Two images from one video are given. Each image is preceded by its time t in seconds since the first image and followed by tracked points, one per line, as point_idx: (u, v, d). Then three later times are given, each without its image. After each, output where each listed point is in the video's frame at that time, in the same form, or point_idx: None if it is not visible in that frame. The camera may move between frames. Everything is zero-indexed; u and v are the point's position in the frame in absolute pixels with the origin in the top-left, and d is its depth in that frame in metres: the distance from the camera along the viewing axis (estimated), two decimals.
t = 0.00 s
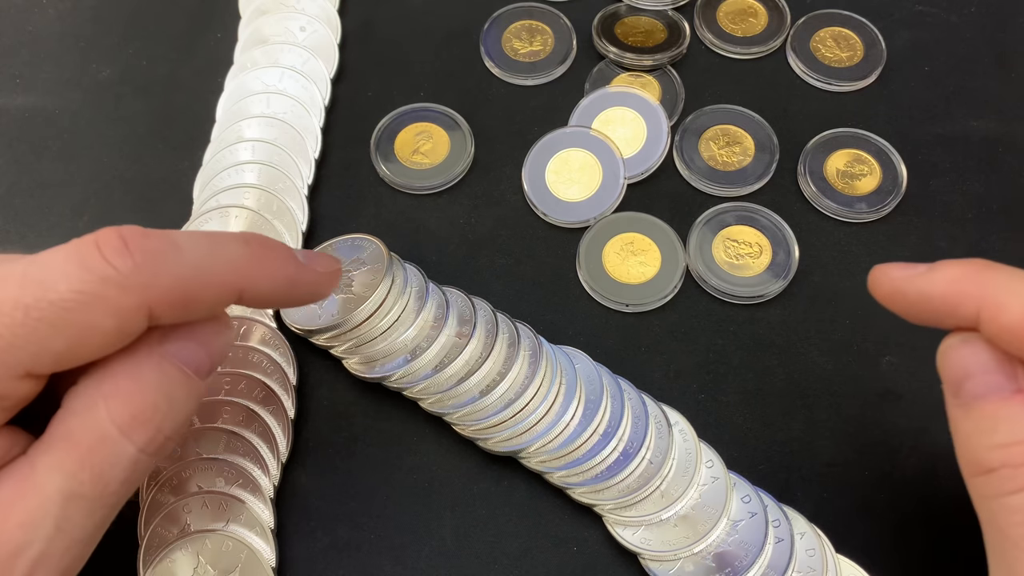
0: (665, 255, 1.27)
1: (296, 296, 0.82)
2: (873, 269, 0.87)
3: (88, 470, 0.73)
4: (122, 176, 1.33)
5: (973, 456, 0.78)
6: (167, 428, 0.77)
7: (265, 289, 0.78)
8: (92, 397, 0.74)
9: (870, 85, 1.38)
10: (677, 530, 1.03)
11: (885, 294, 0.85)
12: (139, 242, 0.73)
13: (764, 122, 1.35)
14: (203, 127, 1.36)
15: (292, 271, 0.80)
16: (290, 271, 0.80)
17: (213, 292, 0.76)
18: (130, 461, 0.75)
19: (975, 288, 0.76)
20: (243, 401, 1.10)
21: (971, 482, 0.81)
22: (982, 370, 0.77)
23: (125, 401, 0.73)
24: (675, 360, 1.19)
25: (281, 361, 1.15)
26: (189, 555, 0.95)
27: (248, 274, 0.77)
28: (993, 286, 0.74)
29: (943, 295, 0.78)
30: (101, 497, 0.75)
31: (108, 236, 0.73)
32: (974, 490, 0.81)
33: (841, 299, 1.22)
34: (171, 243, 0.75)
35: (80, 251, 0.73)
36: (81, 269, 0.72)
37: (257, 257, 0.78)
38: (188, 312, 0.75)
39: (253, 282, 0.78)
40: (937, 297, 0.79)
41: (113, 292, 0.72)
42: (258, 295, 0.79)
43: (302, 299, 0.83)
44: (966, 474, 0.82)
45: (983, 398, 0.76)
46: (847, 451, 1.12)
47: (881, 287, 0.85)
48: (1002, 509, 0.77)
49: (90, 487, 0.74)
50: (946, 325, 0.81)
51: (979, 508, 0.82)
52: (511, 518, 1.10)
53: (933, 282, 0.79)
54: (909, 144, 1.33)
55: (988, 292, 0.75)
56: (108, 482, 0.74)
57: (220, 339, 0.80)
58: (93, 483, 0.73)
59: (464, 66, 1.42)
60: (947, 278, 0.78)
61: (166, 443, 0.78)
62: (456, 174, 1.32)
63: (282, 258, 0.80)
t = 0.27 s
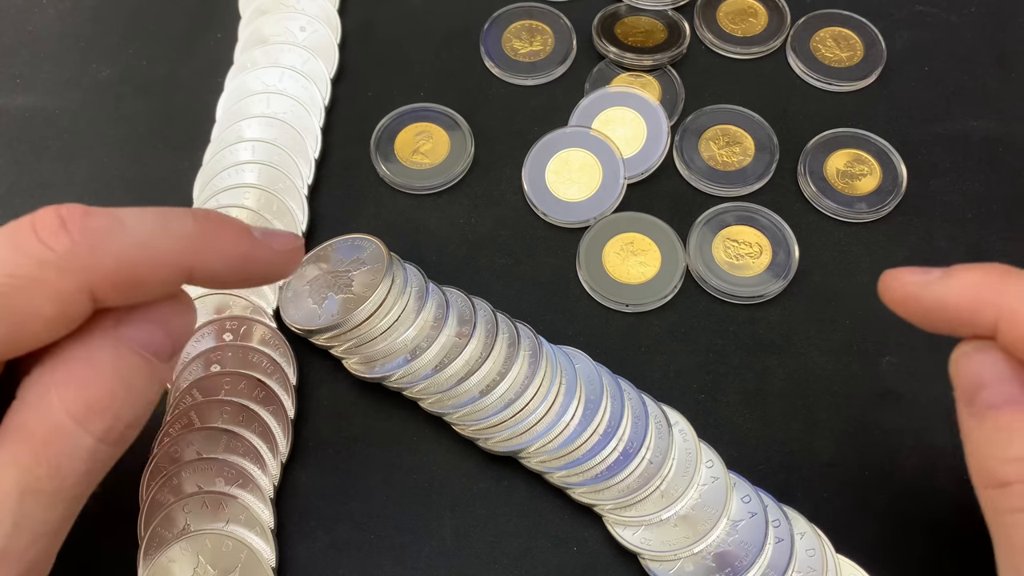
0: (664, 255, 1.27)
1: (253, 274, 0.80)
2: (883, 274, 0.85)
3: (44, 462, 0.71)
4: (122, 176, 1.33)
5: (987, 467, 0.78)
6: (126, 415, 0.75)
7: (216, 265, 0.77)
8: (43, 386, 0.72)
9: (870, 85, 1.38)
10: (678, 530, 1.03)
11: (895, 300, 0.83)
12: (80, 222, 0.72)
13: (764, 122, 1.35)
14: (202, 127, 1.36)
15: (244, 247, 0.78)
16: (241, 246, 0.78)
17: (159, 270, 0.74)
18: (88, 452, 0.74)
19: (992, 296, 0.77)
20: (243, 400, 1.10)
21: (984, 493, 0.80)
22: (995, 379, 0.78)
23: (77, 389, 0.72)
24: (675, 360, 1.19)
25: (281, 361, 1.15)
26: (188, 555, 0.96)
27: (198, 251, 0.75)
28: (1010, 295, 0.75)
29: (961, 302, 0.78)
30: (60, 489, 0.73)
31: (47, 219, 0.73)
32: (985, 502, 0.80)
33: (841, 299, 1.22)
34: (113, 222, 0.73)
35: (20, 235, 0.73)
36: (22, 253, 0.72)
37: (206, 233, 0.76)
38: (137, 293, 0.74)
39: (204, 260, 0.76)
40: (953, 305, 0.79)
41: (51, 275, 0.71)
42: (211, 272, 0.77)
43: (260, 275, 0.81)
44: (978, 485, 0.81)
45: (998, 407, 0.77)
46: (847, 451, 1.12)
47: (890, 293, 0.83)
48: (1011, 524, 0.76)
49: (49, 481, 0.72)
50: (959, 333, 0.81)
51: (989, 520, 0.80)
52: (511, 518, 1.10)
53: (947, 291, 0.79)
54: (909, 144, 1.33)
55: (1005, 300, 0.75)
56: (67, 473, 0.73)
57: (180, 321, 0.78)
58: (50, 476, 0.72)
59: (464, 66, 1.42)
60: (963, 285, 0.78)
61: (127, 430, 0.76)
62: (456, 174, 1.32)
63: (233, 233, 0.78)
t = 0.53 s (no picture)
0: (664, 255, 1.27)
1: (334, 333, 0.89)
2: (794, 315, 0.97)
3: (142, 474, 0.75)
4: (123, 176, 1.33)
5: (894, 460, 0.82)
6: (211, 439, 0.80)
7: (313, 323, 0.85)
8: (149, 407, 0.76)
9: (870, 85, 1.38)
10: (677, 530, 1.03)
11: (809, 333, 0.92)
12: (212, 273, 0.78)
13: (764, 122, 1.35)
14: (203, 127, 1.36)
15: (341, 309, 0.88)
16: (337, 308, 0.88)
17: (271, 322, 0.82)
18: (179, 470, 0.78)
19: (874, 313, 0.84)
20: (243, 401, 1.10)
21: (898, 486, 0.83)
22: (892, 386, 0.81)
23: (183, 412, 0.77)
24: (675, 360, 1.19)
25: (281, 361, 1.16)
26: (189, 555, 0.96)
27: (302, 309, 0.83)
28: (887, 312, 0.82)
29: (849, 325, 0.86)
30: (149, 501, 0.76)
31: (183, 267, 0.77)
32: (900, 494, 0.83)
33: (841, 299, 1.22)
34: (238, 277, 0.80)
35: (155, 277, 0.76)
36: (161, 293, 0.75)
37: (312, 295, 0.85)
38: (247, 338, 0.81)
39: (304, 316, 0.84)
40: (842, 326, 0.86)
41: (188, 316, 0.75)
42: (305, 329, 0.85)
43: (340, 334, 0.90)
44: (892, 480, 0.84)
45: (895, 413, 0.80)
46: (847, 451, 1.12)
47: (801, 326, 0.93)
48: (922, 504, 0.79)
49: (142, 489, 0.75)
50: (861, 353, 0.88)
51: (910, 515, 0.83)
52: (512, 517, 1.10)
53: (838, 314, 0.87)
54: (909, 144, 1.33)
55: (884, 315, 0.82)
56: (158, 487, 0.76)
57: (261, 365, 0.86)
58: (146, 489, 0.75)
59: (465, 66, 1.42)
60: (850, 309, 0.86)
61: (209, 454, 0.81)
62: (456, 174, 1.32)
63: (332, 298, 0.87)
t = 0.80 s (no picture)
0: (664, 255, 1.27)
1: (311, 315, 0.92)
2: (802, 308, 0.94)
3: (123, 464, 0.75)
4: (122, 176, 1.33)
5: (904, 462, 0.81)
6: (196, 428, 0.80)
7: (290, 304, 0.88)
8: (128, 396, 0.76)
9: (870, 85, 1.38)
10: (677, 530, 1.03)
11: (817, 328, 0.91)
12: (187, 255, 0.79)
13: (764, 122, 1.35)
14: (203, 127, 1.36)
15: (316, 292, 0.91)
16: (314, 290, 0.90)
17: (248, 304, 0.83)
18: (161, 459, 0.78)
19: (885, 309, 0.83)
20: (243, 401, 1.10)
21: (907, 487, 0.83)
22: (903, 384, 0.80)
23: (164, 401, 0.77)
24: (675, 360, 1.19)
25: (281, 361, 1.15)
26: (189, 555, 0.96)
27: (278, 290, 0.86)
28: (900, 308, 0.82)
29: (860, 321, 0.84)
30: (131, 492, 0.76)
31: (156, 249, 0.77)
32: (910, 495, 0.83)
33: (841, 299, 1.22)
34: (214, 260, 0.81)
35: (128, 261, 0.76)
36: (135, 277, 0.75)
37: (287, 276, 0.88)
38: (226, 321, 0.81)
39: (282, 297, 0.87)
40: (853, 322, 0.85)
41: (164, 300, 0.75)
42: (283, 310, 0.89)
43: (316, 316, 0.93)
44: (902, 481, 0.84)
45: (906, 410, 0.79)
46: (847, 451, 1.12)
47: (810, 321, 0.91)
48: (933, 506, 0.79)
49: (124, 480, 0.75)
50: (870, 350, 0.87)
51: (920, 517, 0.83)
52: (512, 517, 1.10)
53: (849, 310, 0.85)
54: (908, 144, 1.33)
55: (897, 312, 0.81)
56: (141, 478, 0.77)
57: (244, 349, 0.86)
58: (127, 478, 0.75)
59: (464, 66, 1.42)
60: (860, 305, 0.84)
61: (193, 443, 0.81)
62: (456, 174, 1.32)
63: (309, 279, 0.90)
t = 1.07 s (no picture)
0: (664, 255, 1.27)
1: (268, 282, 0.85)
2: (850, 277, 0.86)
3: (66, 452, 0.72)
4: (121, 176, 1.33)
5: (957, 460, 0.81)
6: (146, 409, 0.76)
7: (237, 272, 0.81)
8: (65, 379, 0.74)
9: (870, 85, 1.38)
10: (678, 530, 1.03)
11: (865, 302, 0.84)
12: (110, 221, 0.74)
13: (764, 122, 1.36)
14: (203, 127, 1.36)
15: (267, 257, 0.83)
16: (265, 255, 0.83)
17: (185, 271, 0.77)
18: (109, 445, 0.75)
19: (954, 295, 0.77)
20: (243, 401, 1.10)
21: (954, 486, 0.83)
22: (961, 376, 0.77)
23: (101, 382, 0.73)
24: (675, 360, 1.19)
25: (281, 361, 1.15)
26: (188, 555, 0.95)
27: (220, 256, 0.79)
28: (973, 295, 0.76)
29: (922, 303, 0.79)
30: (78, 481, 0.74)
31: (77, 218, 0.73)
32: (958, 495, 0.83)
33: (841, 299, 1.22)
34: (144, 226, 0.76)
35: (49, 234, 0.73)
36: (56, 251, 0.73)
37: (230, 240, 0.81)
38: (162, 293, 0.76)
39: (225, 264, 0.80)
40: (915, 306, 0.79)
41: (87, 272, 0.72)
42: (230, 278, 0.81)
43: (275, 284, 0.86)
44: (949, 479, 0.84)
45: (966, 405, 0.78)
46: (846, 451, 1.12)
47: (860, 296, 0.84)
48: (985, 513, 0.80)
49: (68, 471, 0.73)
50: (923, 333, 0.82)
51: (964, 515, 0.84)
52: (511, 517, 1.10)
53: (912, 291, 0.79)
54: (909, 144, 1.33)
55: (969, 300, 0.76)
56: (87, 465, 0.74)
57: (197, 321, 0.80)
58: (72, 467, 0.73)
59: (464, 66, 1.42)
60: (926, 287, 0.78)
61: (146, 426, 0.78)
62: (456, 174, 1.32)
63: (257, 243, 0.83)
